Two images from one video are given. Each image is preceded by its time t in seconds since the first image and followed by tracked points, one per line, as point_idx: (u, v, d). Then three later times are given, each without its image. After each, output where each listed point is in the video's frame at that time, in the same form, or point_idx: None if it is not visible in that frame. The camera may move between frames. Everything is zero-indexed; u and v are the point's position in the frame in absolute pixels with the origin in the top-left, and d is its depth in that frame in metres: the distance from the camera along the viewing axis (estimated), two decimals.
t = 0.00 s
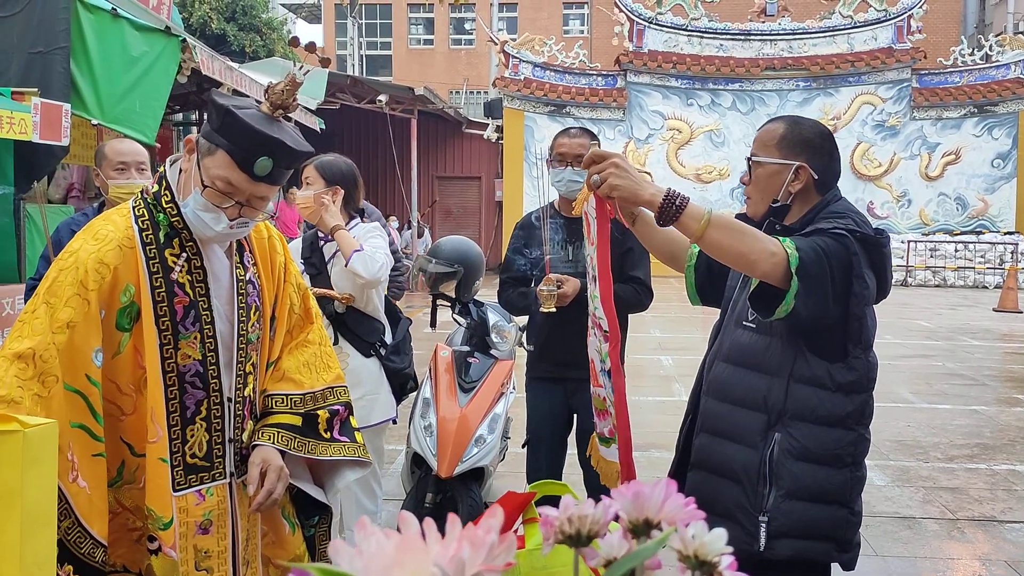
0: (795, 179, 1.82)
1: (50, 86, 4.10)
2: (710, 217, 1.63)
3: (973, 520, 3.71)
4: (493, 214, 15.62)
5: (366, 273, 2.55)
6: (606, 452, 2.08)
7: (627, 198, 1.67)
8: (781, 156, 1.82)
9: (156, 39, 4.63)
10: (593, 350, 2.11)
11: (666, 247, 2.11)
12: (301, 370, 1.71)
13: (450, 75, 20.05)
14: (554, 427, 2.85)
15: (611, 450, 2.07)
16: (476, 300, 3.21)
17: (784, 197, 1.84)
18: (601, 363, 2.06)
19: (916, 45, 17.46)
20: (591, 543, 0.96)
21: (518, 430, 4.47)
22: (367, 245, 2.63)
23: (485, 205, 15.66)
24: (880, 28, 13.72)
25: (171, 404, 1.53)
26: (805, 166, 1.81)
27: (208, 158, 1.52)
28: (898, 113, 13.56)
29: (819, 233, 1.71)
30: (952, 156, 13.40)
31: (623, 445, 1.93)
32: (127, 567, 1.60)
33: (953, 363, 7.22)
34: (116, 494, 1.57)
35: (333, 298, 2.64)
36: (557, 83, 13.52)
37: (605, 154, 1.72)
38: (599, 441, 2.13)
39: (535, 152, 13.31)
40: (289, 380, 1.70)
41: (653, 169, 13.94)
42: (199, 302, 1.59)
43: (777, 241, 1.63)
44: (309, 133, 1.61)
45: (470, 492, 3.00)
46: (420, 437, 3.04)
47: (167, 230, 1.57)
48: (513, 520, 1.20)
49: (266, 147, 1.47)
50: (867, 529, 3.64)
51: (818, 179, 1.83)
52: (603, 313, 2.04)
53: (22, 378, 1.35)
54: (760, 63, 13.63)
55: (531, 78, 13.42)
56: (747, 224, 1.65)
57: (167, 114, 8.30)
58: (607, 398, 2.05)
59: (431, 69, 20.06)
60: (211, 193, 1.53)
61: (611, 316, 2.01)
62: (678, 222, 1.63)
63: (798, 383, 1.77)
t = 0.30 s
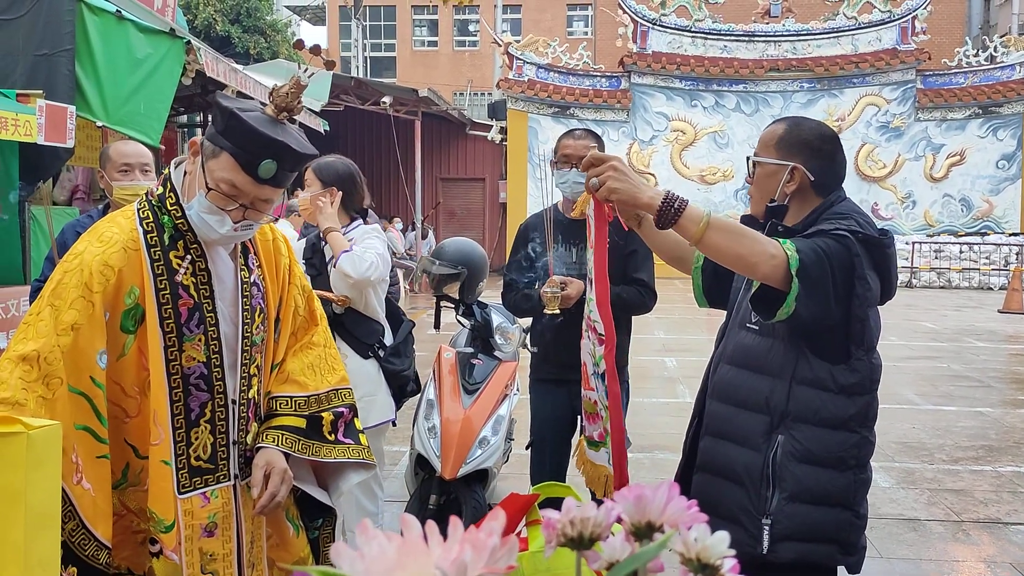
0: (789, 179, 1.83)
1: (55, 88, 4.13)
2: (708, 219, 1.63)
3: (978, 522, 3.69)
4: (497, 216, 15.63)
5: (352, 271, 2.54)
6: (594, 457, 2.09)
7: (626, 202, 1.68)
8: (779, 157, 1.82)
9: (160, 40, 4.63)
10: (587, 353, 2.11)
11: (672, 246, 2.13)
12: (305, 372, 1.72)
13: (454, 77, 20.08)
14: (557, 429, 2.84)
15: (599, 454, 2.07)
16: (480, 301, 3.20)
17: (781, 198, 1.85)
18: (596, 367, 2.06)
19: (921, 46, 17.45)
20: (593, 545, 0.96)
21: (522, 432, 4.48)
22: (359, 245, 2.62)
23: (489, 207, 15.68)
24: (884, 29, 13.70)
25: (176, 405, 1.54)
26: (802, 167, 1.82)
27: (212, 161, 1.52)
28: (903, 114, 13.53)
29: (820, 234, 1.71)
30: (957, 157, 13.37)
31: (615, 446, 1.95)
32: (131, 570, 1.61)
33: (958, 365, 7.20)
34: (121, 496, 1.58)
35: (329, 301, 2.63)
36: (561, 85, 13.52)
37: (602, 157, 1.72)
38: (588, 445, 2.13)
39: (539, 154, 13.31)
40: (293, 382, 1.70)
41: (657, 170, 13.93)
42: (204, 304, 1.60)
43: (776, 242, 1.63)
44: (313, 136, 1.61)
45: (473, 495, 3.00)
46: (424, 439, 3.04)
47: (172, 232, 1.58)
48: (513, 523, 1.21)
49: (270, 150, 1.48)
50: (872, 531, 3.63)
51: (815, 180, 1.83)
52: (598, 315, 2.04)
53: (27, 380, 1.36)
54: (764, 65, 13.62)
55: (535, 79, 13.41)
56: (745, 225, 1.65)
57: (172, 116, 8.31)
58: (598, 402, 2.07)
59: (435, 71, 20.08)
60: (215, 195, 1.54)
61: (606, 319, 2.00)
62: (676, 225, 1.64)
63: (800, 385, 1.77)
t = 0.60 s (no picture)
0: (794, 179, 1.83)
1: (59, 89, 4.13)
2: (703, 217, 1.62)
3: (982, 523, 3.68)
4: (500, 216, 15.64)
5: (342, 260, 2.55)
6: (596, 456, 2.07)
7: (621, 200, 1.65)
8: (783, 157, 1.83)
9: (163, 41, 4.66)
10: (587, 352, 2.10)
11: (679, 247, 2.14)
12: (309, 374, 1.72)
13: (457, 78, 20.10)
14: (559, 429, 2.85)
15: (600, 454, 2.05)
16: (483, 302, 3.19)
17: (785, 198, 1.86)
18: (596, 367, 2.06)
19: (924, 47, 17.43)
20: (597, 548, 0.96)
21: (525, 432, 4.48)
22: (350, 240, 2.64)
23: (492, 208, 15.69)
24: (887, 30, 13.68)
25: (179, 406, 1.54)
26: (806, 166, 1.81)
27: (215, 162, 1.53)
28: (906, 114, 13.51)
29: (821, 233, 1.71)
30: (960, 158, 13.34)
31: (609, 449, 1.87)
32: (135, 570, 1.62)
33: (962, 365, 7.19)
34: (125, 497, 1.58)
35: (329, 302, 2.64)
36: (564, 86, 13.52)
37: (598, 153, 1.69)
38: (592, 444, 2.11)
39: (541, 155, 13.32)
40: (297, 384, 1.70)
41: (660, 171, 13.94)
42: (207, 305, 1.60)
43: (773, 240, 1.63)
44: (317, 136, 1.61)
45: (476, 495, 3.00)
46: (426, 440, 3.05)
47: (175, 233, 1.58)
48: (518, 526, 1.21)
49: (274, 151, 1.48)
50: (875, 532, 3.63)
51: (819, 180, 1.82)
52: (596, 315, 2.03)
53: (30, 381, 1.36)
54: (767, 65, 13.60)
55: (537, 80, 13.41)
56: (742, 223, 1.65)
57: (175, 117, 8.32)
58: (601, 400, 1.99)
59: (438, 72, 20.11)
60: (218, 197, 1.55)
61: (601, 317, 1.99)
62: (670, 224, 1.64)
63: (801, 385, 1.77)
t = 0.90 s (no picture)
0: (818, 181, 1.82)
1: (62, 90, 4.14)
2: (703, 214, 1.61)
3: (986, 524, 3.68)
4: (502, 216, 15.65)
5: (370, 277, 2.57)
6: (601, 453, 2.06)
7: (622, 198, 1.64)
8: (803, 160, 1.81)
9: (166, 41, 4.65)
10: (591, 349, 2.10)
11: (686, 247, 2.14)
12: (313, 374, 1.72)
13: (459, 77, 20.10)
14: (563, 429, 2.85)
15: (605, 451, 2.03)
16: (485, 302, 3.13)
17: (807, 202, 1.84)
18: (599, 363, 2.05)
19: (927, 46, 17.40)
20: (603, 549, 0.95)
21: (528, 433, 4.48)
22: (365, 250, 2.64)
23: (494, 208, 15.70)
24: (890, 29, 13.65)
25: (184, 406, 1.54)
26: (828, 168, 1.81)
27: (219, 162, 1.52)
28: (909, 114, 13.48)
29: (825, 233, 1.70)
30: (963, 158, 13.32)
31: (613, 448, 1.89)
32: (139, 570, 1.62)
33: (965, 365, 7.17)
34: (129, 497, 1.58)
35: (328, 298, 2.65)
36: (566, 85, 13.49)
37: (599, 152, 1.68)
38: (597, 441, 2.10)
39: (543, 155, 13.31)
40: (301, 384, 1.70)
41: (662, 171, 13.94)
42: (212, 305, 1.60)
43: (774, 237, 1.62)
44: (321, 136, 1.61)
45: (477, 494, 3.00)
46: (429, 439, 3.05)
47: (179, 233, 1.58)
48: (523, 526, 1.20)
49: (278, 151, 1.48)
50: (879, 532, 3.62)
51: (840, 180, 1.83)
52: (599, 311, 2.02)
53: (33, 381, 1.36)
54: (769, 65, 13.58)
55: (540, 80, 13.39)
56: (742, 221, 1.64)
57: (178, 117, 8.33)
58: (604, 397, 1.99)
59: (440, 71, 20.10)
60: (222, 197, 1.54)
61: (604, 313, 1.98)
62: (670, 221, 1.62)
63: (802, 384, 1.76)
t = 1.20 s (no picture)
0: (838, 183, 1.80)
1: (64, 90, 4.14)
2: (707, 206, 1.59)
3: (989, 524, 3.67)
4: (504, 215, 15.66)
5: (387, 302, 2.65)
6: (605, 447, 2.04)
7: (626, 186, 1.62)
8: (824, 164, 1.78)
9: (168, 41, 4.66)
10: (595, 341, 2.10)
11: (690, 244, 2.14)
12: (317, 374, 1.72)
13: (461, 77, 20.08)
14: (566, 428, 2.84)
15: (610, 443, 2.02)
16: (488, 301, 3.18)
17: (826, 205, 1.81)
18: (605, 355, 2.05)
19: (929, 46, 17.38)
20: (609, 552, 0.95)
21: (531, 433, 4.47)
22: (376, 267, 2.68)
23: (497, 208, 15.70)
24: (893, 29, 13.62)
25: (187, 406, 1.54)
26: (847, 170, 1.79)
27: (222, 161, 1.52)
28: (912, 114, 13.47)
29: (829, 232, 1.69)
30: (966, 157, 13.30)
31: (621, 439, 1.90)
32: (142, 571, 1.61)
33: (968, 366, 7.16)
34: (132, 497, 1.58)
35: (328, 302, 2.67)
36: (569, 85, 13.45)
37: (606, 142, 1.67)
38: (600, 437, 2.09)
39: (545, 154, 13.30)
40: (305, 384, 1.70)
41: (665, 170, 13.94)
42: (215, 305, 1.60)
43: (777, 233, 1.61)
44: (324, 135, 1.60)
45: (480, 494, 2.99)
46: (431, 439, 3.04)
47: (183, 233, 1.58)
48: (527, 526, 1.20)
49: (282, 151, 1.48)
50: (882, 532, 3.61)
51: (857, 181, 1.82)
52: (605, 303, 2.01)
53: (36, 381, 1.36)
54: (772, 65, 13.56)
55: (542, 80, 13.37)
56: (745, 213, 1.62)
57: (180, 116, 8.33)
58: (611, 390, 1.98)
59: (443, 71, 20.09)
60: (226, 196, 1.54)
61: (612, 305, 1.97)
62: (674, 212, 1.61)
63: (805, 383, 1.76)
